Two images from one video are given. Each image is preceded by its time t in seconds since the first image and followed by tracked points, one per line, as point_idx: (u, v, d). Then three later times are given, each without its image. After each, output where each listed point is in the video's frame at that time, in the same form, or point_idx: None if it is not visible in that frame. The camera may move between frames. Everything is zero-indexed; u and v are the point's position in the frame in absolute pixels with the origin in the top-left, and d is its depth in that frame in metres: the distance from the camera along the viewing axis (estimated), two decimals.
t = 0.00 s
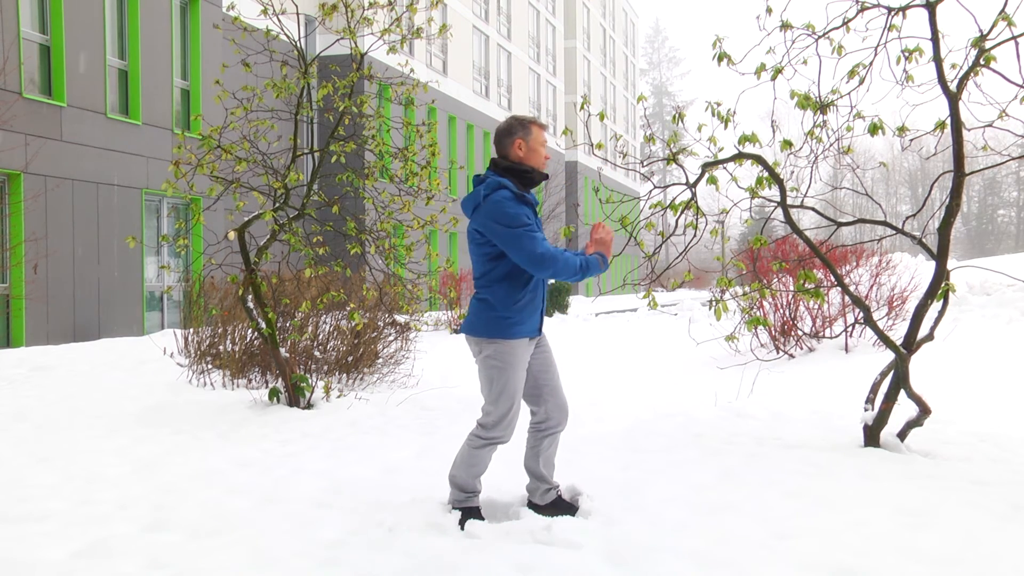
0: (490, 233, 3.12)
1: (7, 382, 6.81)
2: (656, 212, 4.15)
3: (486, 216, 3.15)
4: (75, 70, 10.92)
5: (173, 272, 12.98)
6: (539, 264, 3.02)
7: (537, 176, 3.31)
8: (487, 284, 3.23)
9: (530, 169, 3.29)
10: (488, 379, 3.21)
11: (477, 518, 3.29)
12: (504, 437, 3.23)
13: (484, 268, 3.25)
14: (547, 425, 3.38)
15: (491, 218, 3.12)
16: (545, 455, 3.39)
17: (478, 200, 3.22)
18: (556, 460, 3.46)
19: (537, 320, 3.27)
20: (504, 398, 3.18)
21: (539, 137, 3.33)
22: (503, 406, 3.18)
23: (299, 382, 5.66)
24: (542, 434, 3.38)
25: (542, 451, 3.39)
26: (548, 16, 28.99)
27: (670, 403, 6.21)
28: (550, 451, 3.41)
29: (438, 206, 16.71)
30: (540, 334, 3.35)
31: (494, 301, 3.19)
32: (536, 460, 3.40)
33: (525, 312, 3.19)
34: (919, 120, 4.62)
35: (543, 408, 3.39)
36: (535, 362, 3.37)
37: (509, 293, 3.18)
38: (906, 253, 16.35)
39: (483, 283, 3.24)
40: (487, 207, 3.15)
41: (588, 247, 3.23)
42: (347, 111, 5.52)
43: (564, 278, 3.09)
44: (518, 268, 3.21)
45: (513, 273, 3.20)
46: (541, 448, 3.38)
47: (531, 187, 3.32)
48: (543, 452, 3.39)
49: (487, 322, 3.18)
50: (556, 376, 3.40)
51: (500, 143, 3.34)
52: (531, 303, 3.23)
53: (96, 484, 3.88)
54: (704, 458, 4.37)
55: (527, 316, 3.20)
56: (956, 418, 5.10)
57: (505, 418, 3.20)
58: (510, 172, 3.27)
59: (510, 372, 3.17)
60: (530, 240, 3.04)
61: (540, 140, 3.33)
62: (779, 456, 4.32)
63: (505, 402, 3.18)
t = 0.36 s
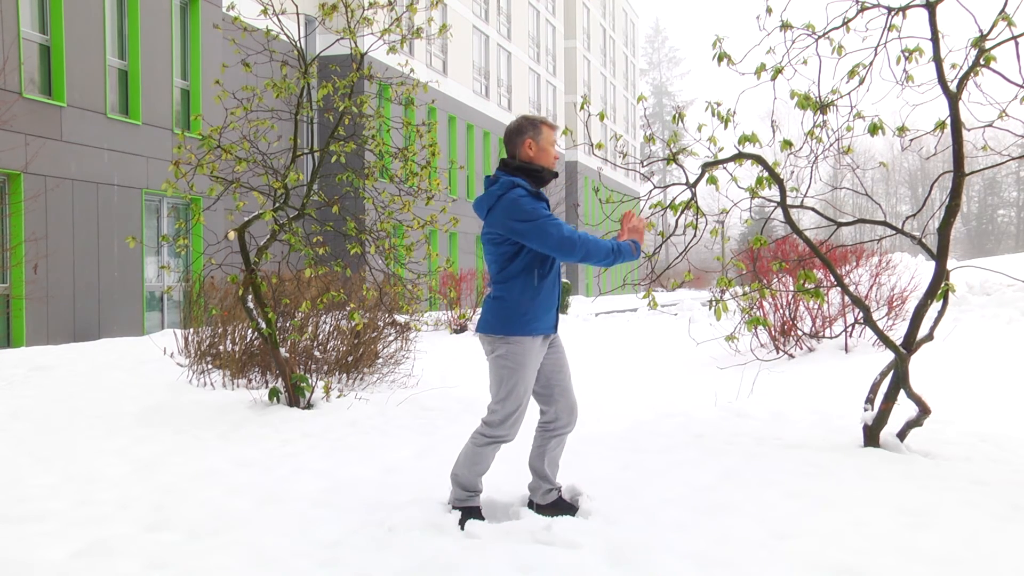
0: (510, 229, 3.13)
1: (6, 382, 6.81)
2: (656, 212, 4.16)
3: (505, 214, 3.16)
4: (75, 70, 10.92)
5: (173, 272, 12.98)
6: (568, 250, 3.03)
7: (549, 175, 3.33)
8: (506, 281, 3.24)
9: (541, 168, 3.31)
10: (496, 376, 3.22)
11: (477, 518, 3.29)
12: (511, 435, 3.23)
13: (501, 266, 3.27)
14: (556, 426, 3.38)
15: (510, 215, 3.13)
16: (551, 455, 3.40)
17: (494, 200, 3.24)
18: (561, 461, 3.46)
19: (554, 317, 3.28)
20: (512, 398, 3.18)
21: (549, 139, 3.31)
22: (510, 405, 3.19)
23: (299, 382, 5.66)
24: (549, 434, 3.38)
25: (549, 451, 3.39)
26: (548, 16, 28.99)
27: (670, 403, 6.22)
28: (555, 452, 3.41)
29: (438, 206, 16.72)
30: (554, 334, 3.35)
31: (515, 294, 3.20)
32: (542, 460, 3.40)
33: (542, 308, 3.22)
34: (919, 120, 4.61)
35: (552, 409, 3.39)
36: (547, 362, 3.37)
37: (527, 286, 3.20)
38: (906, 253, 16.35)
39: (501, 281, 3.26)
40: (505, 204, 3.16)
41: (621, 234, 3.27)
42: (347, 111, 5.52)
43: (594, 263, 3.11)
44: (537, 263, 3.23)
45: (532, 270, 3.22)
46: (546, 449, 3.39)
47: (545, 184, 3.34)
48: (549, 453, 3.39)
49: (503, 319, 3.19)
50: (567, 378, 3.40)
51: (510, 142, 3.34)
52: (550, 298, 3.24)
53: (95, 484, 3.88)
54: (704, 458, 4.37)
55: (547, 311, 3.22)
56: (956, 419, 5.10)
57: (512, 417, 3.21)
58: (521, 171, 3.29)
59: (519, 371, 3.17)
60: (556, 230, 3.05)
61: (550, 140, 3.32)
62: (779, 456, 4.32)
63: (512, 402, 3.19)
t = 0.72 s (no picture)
0: (524, 228, 3.14)
1: (6, 382, 6.81)
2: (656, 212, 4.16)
3: (517, 213, 3.16)
4: (75, 70, 10.92)
5: (173, 272, 12.98)
6: (585, 242, 3.05)
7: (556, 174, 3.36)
8: (518, 279, 3.24)
9: (549, 168, 3.33)
10: (503, 376, 3.21)
11: (477, 518, 3.29)
12: (517, 434, 3.23)
13: (513, 265, 3.27)
14: (562, 427, 3.38)
15: (524, 214, 3.14)
16: (555, 456, 3.40)
17: (504, 200, 3.24)
18: (565, 462, 3.47)
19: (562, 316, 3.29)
20: (518, 399, 3.18)
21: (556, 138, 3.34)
22: (515, 406, 3.19)
23: (298, 382, 5.66)
24: (554, 435, 3.38)
25: (554, 452, 3.39)
26: (548, 16, 28.99)
27: (670, 403, 6.22)
28: (560, 453, 3.41)
29: (438, 206, 16.72)
30: (562, 333, 3.36)
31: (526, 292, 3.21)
32: (546, 460, 3.40)
33: (554, 304, 3.23)
34: (918, 120, 4.61)
35: (558, 410, 3.39)
36: (554, 363, 3.37)
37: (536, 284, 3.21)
38: (906, 253, 16.34)
39: (513, 280, 3.26)
40: (518, 204, 3.17)
41: (640, 224, 3.31)
42: (347, 111, 5.52)
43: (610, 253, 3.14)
44: (549, 261, 3.24)
45: (544, 268, 3.23)
46: (551, 449, 3.39)
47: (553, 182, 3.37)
48: (553, 453, 3.39)
49: (513, 318, 3.19)
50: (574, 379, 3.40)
51: (517, 143, 3.33)
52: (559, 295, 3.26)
53: (95, 484, 3.88)
54: (705, 458, 4.37)
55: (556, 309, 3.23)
56: (956, 419, 5.10)
57: (517, 418, 3.20)
58: (531, 172, 3.30)
59: (526, 372, 3.17)
60: (572, 223, 3.07)
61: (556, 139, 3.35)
62: (779, 456, 4.31)
63: (517, 403, 3.19)
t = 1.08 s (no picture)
0: (529, 228, 3.14)
1: (6, 382, 6.81)
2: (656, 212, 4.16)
3: (522, 214, 3.17)
4: (75, 70, 10.91)
5: (173, 272, 12.98)
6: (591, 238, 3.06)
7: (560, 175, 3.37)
8: (521, 279, 3.24)
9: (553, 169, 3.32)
10: (504, 378, 3.21)
11: (477, 518, 3.29)
12: (518, 435, 3.23)
13: (516, 265, 3.27)
14: (564, 427, 3.38)
15: (529, 213, 3.14)
16: (556, 456, 3.39)
17: (508, 201, 3.23)
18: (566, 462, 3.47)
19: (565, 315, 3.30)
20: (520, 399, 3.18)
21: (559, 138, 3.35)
22: (518, 407, 3.18)
23: (298, 382, 5.66)
24: (557, 435, 3.38)
25: (555, 452, 3.39)
26: (548, 16, 28.99)
27: (670, 403, 6.22)
28: (561, 453, 3.40)
29: (438, 206, 16.72)
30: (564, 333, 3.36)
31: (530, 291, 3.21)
32: (548, 461, 3.39)
33: (557, 303, 3.24)
34: (918, 120, 4.61)
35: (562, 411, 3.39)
36: (556, 364, 3.38)
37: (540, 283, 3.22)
38: (906, 253, 16.33)
39: (516, 280, 3.26)
40: (523, 204, 3.16)
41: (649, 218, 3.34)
42: (347, 111, 5.52)
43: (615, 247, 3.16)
44: (552, 259, 3.25)
45: (548, 266, 3.24)
46: (552, 449, 3.39)
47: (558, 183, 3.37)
48: (555, 453, 3.38)
49: (516, 319, 3.19)
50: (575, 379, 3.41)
51: (520, 142, 3.33)
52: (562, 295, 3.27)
53: (95, 484, 3.87)
54: (705, 458, 4.37)
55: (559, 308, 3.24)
56: (956, 419, 5.10)
57: (520, 419, 3.20)
58: (534, 172, 3.29)
59: (528, 372, 3.17)
60: (579, 220, 3.07)
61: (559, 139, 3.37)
62: (780, 456, 4.31)
63: (520, 405, 3.19)
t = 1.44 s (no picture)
0: (523, 228, 3.15)
1: (6, 382, 6.81)
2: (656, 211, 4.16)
3: (516, 214, 3.17)
4: (75, 70, 10.92)
5: (173, 272, 12.98)
6: (586, 235, 3.07)
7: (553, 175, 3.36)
8: (518, 279, 3.24)
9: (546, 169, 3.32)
10: (503, 379, 3.21)
11: (477, 518, 3.29)
12: (517, 436, 3.23)
13: (511, 266, 3.27)
14: (563, 427, 3.38)
15: (523, 213, 3.14)
16: (556, 456, 3.39)
17: (501, 201, 3.23)
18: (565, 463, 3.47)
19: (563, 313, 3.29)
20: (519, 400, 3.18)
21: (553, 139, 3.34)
22: (517, 408, 3.19)
23: (298, 382, 5.66)
24: (556, 435, 3.38)
25: (554, 453, 3.39)
26: (548, 16, 28.99)
27: (670, 403, 6.22)
28: (561, 453, 3.41)
29: (438, 206, 16.72)
30: (562, 333, 3.36)
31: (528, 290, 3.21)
32: (547, 462, 3.39)
33: (555, 302, 3.24)
34: (918, 120, 4.62)
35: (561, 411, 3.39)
36: (554, 364, 3.38)
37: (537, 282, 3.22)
38: (906, 253, 16.32)
39: (513, 281, 3.25)
40: (516, 205, 3.16)
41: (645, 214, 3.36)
42: (347, 111, 5.52)
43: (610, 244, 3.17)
44: (548, 258, 3.25)
45: (545, 265, 3.23)
46: (552, 449, 3.39)
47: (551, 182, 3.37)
48: (554, 453, 3.38)
49: (514, 320, 3.18)
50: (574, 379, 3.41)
51: (514, 143, 3.33)
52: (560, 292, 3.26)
53: (95, 484, 3.87)
54: (704, 458, 4.37)
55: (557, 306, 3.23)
56: (956, 419, 5.10)
57: (519, 420, 3.21)
58: (528, 172, 3.30)
59: (527, 373, 3.18)
60: (573, 217, 3.08)
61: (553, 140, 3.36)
62: (779, 456, 4.31)
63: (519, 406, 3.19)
